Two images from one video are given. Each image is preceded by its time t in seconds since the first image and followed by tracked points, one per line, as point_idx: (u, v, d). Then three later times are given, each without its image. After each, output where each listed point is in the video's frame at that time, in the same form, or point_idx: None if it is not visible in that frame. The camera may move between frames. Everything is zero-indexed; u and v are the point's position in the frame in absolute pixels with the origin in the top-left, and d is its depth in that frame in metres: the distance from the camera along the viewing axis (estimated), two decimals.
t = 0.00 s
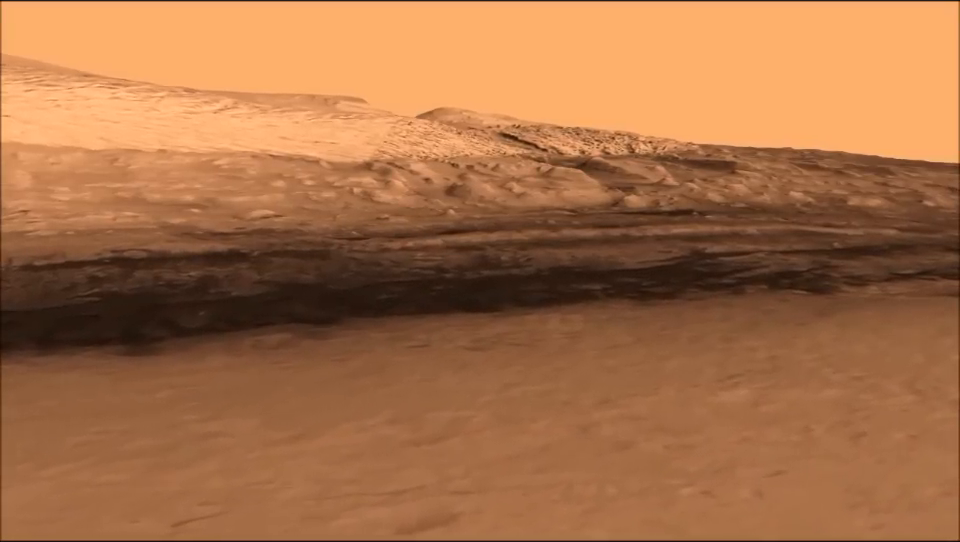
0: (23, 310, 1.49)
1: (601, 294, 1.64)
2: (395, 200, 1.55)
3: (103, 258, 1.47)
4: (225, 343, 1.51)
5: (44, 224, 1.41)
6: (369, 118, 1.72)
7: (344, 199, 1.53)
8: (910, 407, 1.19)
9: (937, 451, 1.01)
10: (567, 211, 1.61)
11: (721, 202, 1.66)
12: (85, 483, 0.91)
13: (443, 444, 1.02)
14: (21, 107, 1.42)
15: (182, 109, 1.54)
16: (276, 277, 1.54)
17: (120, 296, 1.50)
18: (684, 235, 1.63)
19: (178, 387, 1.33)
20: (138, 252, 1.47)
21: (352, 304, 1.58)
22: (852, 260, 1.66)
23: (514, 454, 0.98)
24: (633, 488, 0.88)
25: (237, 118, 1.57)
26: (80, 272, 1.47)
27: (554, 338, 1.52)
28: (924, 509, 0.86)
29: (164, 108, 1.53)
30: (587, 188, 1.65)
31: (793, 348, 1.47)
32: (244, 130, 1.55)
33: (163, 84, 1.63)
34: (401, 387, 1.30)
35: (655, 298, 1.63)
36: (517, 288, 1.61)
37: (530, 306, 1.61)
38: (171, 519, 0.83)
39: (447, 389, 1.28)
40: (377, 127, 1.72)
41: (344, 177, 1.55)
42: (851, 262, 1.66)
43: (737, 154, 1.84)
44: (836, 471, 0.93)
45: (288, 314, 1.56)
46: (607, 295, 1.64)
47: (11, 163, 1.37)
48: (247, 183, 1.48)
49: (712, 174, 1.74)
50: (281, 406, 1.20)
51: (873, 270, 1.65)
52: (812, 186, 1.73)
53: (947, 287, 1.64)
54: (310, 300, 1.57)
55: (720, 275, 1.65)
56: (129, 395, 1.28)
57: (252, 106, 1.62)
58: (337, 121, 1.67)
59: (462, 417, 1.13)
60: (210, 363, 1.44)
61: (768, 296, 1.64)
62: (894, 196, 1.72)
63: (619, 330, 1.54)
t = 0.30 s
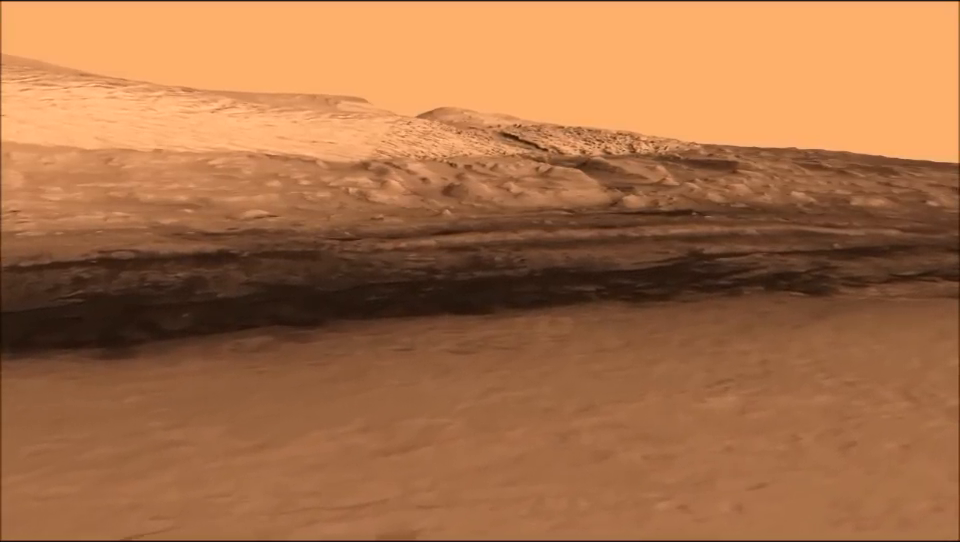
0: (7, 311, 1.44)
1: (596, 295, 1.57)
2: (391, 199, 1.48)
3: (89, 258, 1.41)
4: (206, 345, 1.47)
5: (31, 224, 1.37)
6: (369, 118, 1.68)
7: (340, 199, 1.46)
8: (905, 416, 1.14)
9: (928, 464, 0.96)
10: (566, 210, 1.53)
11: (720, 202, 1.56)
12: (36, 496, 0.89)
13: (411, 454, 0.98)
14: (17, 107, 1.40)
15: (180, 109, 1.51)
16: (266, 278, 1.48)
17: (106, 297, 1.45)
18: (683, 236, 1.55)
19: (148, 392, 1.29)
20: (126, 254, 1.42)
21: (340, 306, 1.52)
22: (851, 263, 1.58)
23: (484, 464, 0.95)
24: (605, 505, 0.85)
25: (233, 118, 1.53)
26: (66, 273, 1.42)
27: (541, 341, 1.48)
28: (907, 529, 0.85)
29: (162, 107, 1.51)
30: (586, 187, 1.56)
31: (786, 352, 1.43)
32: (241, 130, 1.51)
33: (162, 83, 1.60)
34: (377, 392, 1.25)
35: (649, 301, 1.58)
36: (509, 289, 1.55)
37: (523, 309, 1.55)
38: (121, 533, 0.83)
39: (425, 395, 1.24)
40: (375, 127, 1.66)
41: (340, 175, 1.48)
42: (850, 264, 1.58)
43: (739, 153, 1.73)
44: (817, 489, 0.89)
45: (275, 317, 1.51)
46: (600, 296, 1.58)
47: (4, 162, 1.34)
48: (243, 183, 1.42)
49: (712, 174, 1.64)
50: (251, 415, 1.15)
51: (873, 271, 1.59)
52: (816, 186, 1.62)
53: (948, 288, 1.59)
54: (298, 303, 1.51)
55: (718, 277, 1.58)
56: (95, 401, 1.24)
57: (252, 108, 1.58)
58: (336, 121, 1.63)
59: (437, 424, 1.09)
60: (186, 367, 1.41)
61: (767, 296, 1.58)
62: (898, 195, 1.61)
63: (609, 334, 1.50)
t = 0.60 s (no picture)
0: None
1: (589, 297, 1.52)
2: (386, 199, 1.44)
3: (76, 259, 1.37)
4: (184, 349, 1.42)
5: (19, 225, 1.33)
6: (368, 118, 1.66)
7: (334, 199, 1.42)
8: (898, 425, 1.09)
9: (917, 478, 0.91)
10: (564, 211, 1.48)
11: (720, 202, 1.51)
12: None
13: (378, 463, 0.94)
14: (11, 106, 1.37)
15: (179, 109, 1.49)
16: (254, 278, 1.43)
17: (89, 299, 1.41)
18: (680, 236, 1.49)
19: (113, 398, 1.25)
20: (113, 254, 1.38)
21: (326, 307, 1.47)
22: (850, 264, 1.52)
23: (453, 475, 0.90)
24: (574, 522, 0.81)
25: (232, 116, 1.52)
26: (50, 274, 1.37)
27: (528, 344, 1.42)
28: None
29: (159, 107, 1.49)
30: (586, 187, 1.51)
31: (779, 355, 1.37)
32: (238, 129, 1.49)
33: (161, 83, 1.59)
34: (351, 399, 1.21)
35: (643, 303, 1.53)
36: (499, 291, 1.50)
37: (513, 310, 1.50)
38: None
39: (400, 401, 1.19)
40: (374, 127, 1.64)
41: (336, 175, 1.45)
42: (849, 265, 1.52)
43: (741, 154, 1.68)
44: (798, 505, 0.85)
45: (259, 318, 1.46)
46: (593, 298, 1.53)
47: None
48: (237, 182, 1.39)
49: (711, 174, 1.59)
50: (219, 422, 1.11)
51: (873, 272, 1.52)
52: (818, 185, 1.57)
53: (948, 290, 1.52)
54: (283, 304, 1.46)
55: (714, 278, 1.53)
56: (57, 407, 1.19)
57: (247, 105, 1.57)
58: (332, 121, 1.61)
59: (408, 433, 1.04)
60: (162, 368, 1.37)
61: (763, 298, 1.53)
62: (901, 195, 1.55)
63: (599, 337, 1.44)
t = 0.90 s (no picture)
0: None
1: (582, 299, 1.48)
2: (382, 200, 1.40)
3: (62, 259, 1.32)
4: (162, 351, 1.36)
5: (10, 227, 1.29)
6: (365, 118, 1.62)
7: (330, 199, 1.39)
8: (889, 435, 1.04)
9: (905, 493, 0.87)
10: (561, 211, 1.44)
11: (720, 202, 1.48)
12: None
13: (341, 475, 0.90)
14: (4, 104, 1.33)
15: (174, 108, 1.45)
16: (240, 279, 1.38)
17: (72, 300, 1.35)
18: (678, 237, 1.46)
19: (78, 406, 1.19)
20: (100, 254, 1.33)
21: (311, 310, 1.42)
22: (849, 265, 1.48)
23: (418, 488, 0.86)
24: (540, 539, 0.78)
25: (229, 117, 1.48)
26: (34, 274, 1.32)
27: (514, 348, 1.36)
28: None
29: (155, 107, 1.44)
30: (584, 187, 1.49)
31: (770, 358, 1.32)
32: (236, 129, 1.46)
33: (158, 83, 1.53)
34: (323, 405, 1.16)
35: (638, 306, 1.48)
36: (490, 293, 1.45)
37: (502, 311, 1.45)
38: None
39: (374, 407, 1.15)
40: (371, 127, 1.61)
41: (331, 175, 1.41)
42: (848, 266, 1.48)
43: (743, 154, 1.64)
44: (776, 522, 0.81)
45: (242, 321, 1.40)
46: (585, 300, 1.48)
47: None
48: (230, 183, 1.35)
49: (711, 174, 1.55)
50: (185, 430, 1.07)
51: (874, 274, 1.48)
52: (820, 185, 1.53)
53: (948, 292, 1.47)
54: (268, 307, 1.41)
55: (710, 280, 1.48)
56: (18, 413, 1.15)
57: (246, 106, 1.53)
58: (331, 120, 1.58)
59: (376, 442, 1.00)
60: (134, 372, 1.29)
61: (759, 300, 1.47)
62: (906, 195, 1.51)
63: (587, 341, 1.38)
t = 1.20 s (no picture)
0: None
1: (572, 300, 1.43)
2: (376, 200, 1.37)
3: (47, 259, 1.28)
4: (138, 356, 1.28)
5: None
6: (363, 117, 1.57)
7: (325, 199, 1.35)
8: (879, 444, 1.00)
9: (891, 508, 0.84)
10: (560, 211, 1.41)
11: (720, 202, 1.44)
12: None
13: (302, 488, 0.86)
14: None
15: (171, 108, 1.40)
16: (227, 281, 1.34)
17: (56, 303, 1.31)
18: (675, 237, 1.42)
19: (40, 411, 1.13)
20: (87, 255, 1.29)
21: (295, 312, 1.37)
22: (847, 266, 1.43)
23: (379, 502, 0.83)
24: None
25: (227, 116, 1.43)
26: (18, 275, 1.28)
27: (498, 352, 1.30)
28: None
29: (150, 106, 1.39)
30: (582, 187, 1.45)
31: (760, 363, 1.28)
32: (233, 129, 1.41)
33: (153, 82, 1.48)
34: (293, 411, 1.12)
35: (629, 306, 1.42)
36: (480, 294, 1.41)
37: (490, 314, 1.40)
38: None
39: (345, 414, 1.11)
40: (371, 126, 1.56)
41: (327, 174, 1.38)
42: (846, 266, 1.43)
43: (745, 153, 1.60)
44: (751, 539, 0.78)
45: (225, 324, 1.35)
46: (577, 302, 1.43)
47: None
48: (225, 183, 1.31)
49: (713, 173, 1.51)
50: (150, 438, 1.02)
51: (872, 274, 1.43)
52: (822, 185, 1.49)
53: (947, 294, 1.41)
54: (253, 309, 1.36)
55: (706, 282, 1.44)
56: None
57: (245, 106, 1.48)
58: (332, 119, 1.53)
59: (343, 450, 0.96)
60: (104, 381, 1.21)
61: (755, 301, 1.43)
62: (908, 195, 1.47)
63: (573, 344, 1.34)
